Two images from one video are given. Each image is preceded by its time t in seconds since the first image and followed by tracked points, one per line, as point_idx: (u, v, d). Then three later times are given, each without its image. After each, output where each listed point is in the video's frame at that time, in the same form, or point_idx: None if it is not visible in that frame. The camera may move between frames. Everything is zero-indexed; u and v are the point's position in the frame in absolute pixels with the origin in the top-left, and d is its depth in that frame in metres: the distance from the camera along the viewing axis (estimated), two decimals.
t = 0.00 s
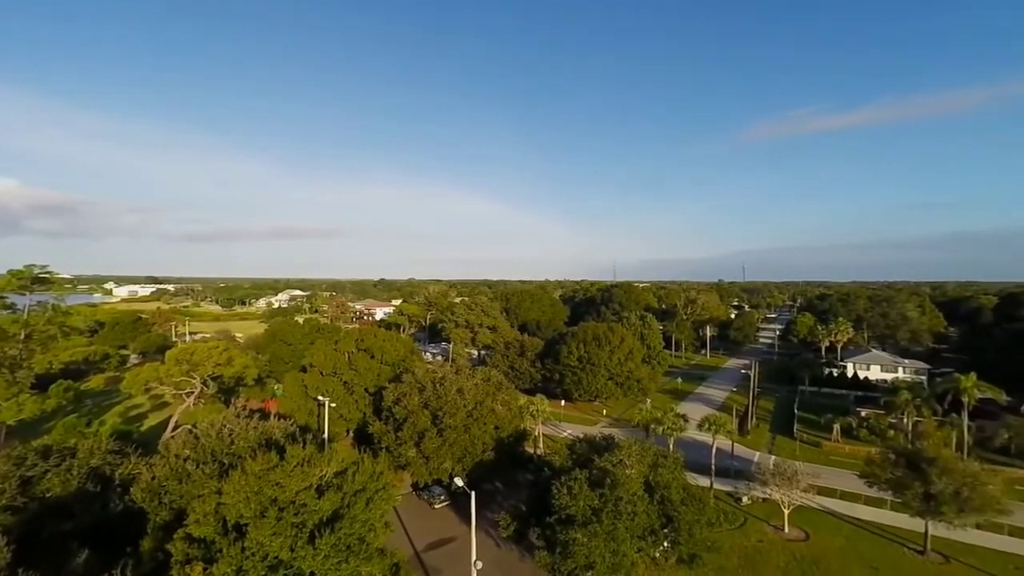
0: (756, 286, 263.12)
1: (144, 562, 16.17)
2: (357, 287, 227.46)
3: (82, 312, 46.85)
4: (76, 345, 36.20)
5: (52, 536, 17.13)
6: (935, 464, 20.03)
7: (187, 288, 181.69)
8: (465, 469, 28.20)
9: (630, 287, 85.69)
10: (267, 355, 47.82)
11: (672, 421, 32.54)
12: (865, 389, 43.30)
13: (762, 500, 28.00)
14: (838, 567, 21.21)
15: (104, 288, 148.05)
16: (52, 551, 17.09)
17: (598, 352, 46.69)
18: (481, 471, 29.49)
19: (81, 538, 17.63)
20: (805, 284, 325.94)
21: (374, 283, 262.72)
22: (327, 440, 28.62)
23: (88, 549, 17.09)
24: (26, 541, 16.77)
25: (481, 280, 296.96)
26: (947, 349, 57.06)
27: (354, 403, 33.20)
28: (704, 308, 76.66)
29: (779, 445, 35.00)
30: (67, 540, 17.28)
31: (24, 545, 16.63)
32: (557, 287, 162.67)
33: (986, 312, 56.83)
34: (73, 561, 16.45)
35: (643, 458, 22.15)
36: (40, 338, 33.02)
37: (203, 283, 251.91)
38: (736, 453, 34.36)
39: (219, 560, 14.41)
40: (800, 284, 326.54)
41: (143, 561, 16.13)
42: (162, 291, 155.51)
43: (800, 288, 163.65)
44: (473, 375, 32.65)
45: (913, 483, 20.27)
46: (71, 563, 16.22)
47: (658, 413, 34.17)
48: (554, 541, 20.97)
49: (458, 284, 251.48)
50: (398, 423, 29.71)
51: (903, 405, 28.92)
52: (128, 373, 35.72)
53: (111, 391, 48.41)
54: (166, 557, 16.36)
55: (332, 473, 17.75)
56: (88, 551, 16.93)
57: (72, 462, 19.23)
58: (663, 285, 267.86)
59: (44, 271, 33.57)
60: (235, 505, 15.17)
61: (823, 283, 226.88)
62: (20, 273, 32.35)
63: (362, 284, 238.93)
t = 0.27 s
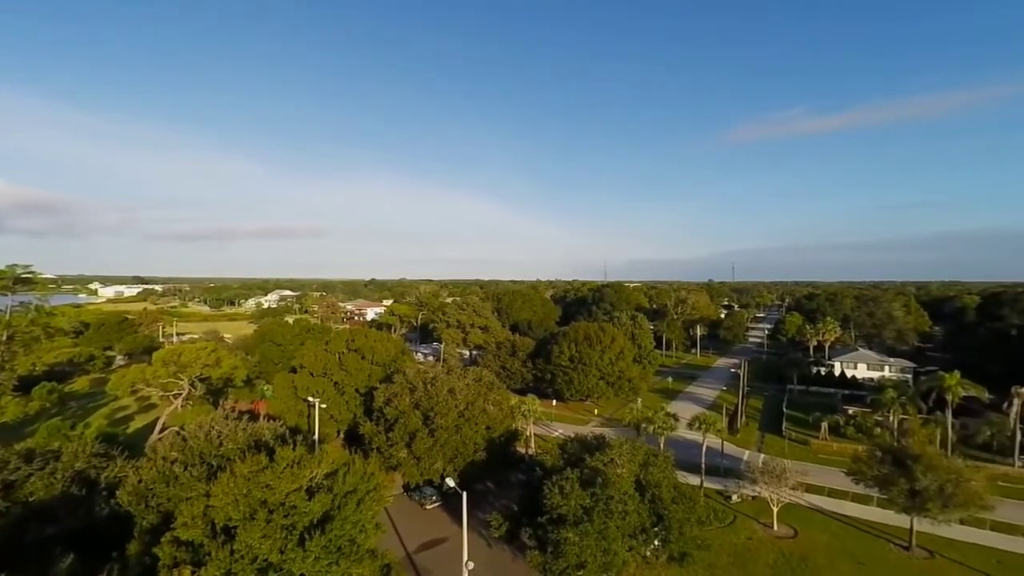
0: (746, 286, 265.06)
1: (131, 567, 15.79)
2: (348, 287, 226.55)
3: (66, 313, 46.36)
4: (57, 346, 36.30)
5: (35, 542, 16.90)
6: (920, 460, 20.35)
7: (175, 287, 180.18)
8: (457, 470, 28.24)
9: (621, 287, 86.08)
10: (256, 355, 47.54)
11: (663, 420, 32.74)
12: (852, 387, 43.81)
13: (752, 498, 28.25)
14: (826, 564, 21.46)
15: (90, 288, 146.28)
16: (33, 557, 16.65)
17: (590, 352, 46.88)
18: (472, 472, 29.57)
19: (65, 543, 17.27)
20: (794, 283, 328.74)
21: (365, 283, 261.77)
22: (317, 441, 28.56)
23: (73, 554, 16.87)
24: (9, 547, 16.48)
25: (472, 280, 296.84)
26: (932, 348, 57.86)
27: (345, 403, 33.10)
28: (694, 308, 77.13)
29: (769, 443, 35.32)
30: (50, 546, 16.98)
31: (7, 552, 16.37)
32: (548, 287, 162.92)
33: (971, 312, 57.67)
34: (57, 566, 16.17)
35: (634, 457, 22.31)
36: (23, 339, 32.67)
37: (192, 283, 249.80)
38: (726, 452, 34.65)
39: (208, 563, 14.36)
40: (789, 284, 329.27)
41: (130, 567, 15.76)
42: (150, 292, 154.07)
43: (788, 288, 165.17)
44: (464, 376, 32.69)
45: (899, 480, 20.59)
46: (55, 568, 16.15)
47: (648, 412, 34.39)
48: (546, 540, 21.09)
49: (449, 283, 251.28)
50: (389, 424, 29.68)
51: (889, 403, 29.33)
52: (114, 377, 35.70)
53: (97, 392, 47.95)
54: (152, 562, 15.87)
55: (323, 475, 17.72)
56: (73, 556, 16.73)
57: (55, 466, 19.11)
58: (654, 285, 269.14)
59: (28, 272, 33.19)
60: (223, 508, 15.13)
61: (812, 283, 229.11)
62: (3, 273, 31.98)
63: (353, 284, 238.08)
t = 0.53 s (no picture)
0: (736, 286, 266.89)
1: (118, 570, 15.75)
2: (339, 286, 225.56)
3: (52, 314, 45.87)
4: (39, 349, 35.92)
5: (19, 546, 16.77)
6: (906, 458, 20.66)
7: (163, 287, 178.66)
8: (449, 470, 28.29)
9: (612, 287, 86.44)
10: (245, 356, 47.28)
11: (654, 420, 32.95)
12: (840, 386, 44.31)
13: (742, 496, 28.49)
14: (815, 561, 21.71)
15: (74, 287, 144.31)
16: (20, 559, 16.50)
17: (581, 352, 47.07)
18: (464, 472, 29.62)
19: (49, 547, 17.27)
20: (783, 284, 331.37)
21: (356, 283, 260.84)
22: (308, 442, 28.50)
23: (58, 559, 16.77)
24: None
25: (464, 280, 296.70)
26: (917, 348, 58.64)
27: (336, 404, 33.05)
28: (685, 308, 77.59)
29: (758, 442, 35.63)
30: (34, 550, 16.87)
31: None
32: (539, 287, 163.20)
33: (956, 311, 58.52)
34: (44, 568, 16.09)
35: (625, 456, 22.46)
36: (7, 340, 32.30)
37: (180, 283, 247.71)
38: (716, 451, 34.92)
39: (197, 566, 14.32)
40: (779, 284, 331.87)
41: (117, 569, 15.71)
42: (138, 292, 152.63)
43: (777, 288, 166.71)
44: (456, 376, 32.74)
45: (885, 477, 20.88)
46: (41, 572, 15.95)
47: (640, 412, 34.60)
48: (538, 540, 21.20)
49: (441, 283, 250.97)
50: (381, 425, 29.67)
51: (876, 402, 29.72)
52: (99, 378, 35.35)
53: (83, 394, 47.45)
54: (139, 564, 15.83)
55: (314, 476, 17.61)
56: (58, 561, 16.68)
57: (39, 469, 18.78)
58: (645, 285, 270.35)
59: (12, 272, 32.81)
60: (212, 510, 15.03)
61: (800, 283, 231.31)
62: None
63: (344, 284, 237.23)
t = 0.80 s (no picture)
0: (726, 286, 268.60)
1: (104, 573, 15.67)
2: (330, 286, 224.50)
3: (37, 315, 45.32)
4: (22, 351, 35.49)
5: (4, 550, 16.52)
6: (893, 456, 20.95)
7: (151, 288, 177.12)
8: (441, 470, 28.29)
9: (604, 287, 86.76)
10: (235, 357, 46.97)
11: (645, 419, 33.12)
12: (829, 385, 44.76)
13: (732, 495, 28.75)
14: (804, 558, 21.95)
15: (60, 288, 142.61)
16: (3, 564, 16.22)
17: (573, 352, 47.22)
18: (456, 473, 29.64)
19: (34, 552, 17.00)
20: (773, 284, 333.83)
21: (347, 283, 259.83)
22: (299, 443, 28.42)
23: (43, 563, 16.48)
24: None
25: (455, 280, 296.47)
26: (904, 347, 59.30)
27: (327, 405, 32.95)
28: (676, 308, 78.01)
29: (748, 440, 35.94)
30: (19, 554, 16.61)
31: None
32: (531, 287, 163.42)
33: (941, 311, 59.29)
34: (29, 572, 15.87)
35: (617, 455, 22.61)
36: None
37: (169, 283, 245.61)
38: (707, 449, 35.18)
39: (186, 569, 14.21)
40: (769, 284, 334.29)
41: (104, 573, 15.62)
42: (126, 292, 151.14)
43: (767, 288, 167.84)
44: (448, 376, 32.76)
45: (873, 474, 21.16)
46: None
47: (631, 411, 34.77)
48: (530, 539, 21.29)
49: (432, 283, 250.63)
50: (372, 425, 29.63)
51: (863, 400, 30.09)
52: (85, 380, 34.82)
53: (68, 396, 46.89)
54: (127, 568, 15.75)
55: (305, 477, 17.63)
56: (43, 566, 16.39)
57: (23, 472, 18.28)
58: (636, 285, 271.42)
59: None
60: (201, 513, 14.92)
61: (790, 283, 233.07)
62: None
63: (335, 284, 236.32)
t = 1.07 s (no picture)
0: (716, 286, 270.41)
1: None
2: (321, 286, 223.24)
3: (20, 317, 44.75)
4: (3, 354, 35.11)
5: None
6: (878, 453, 21.25)
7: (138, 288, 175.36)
8: (432, 471, 28.30)
9: (595, 287, 87.05)
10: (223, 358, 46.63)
11: (636, 418, 33.31)
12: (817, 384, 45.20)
13: (722, 493, 28.98)
14: (793, 555, 22.18)
15: (45, 288, 140.75)
16: None
17: (565, 351, 47.39)
18: (447, 474, 29.65)
19: (17, 557, 16.67)
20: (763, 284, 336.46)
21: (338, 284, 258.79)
22: (289, 445, 28.33)
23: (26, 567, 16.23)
24: None
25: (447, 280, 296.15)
26: (890, 346, 60.15)
27: (317, 406, 32.87)
28: (666, 308, 78.45)
29: (738, 439, 36.23)
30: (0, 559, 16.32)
31: None
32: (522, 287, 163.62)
33: (926, 310, 60.15)
34: None
35: (608, 455, 22.76)
36: None
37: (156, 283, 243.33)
38: (697, 448, 35.44)
39: (174, 572, 14.10)
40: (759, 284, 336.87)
41: None
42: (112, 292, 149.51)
43: (753, 288, 169.73)
44: (439, 376, 32.78)
45: (859, 472, 21.43)
46: None
47: (622, 411, 34.95)
48: (521, 539, 21.38)
49: (423, 284, 250.18)
50: (363, 426, 29.57)
51: (850, 399, 30.45)
52: (68, 382, 34.23)
53: (53, 399, 46.31)
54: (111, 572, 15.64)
55: (294, 479, 17.61)
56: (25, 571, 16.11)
57: (6, 476, 18.17)
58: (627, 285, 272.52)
59: None
60: (189, 515, 14.82)
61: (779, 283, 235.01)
62: None
63: (326, 284, 235.29)
